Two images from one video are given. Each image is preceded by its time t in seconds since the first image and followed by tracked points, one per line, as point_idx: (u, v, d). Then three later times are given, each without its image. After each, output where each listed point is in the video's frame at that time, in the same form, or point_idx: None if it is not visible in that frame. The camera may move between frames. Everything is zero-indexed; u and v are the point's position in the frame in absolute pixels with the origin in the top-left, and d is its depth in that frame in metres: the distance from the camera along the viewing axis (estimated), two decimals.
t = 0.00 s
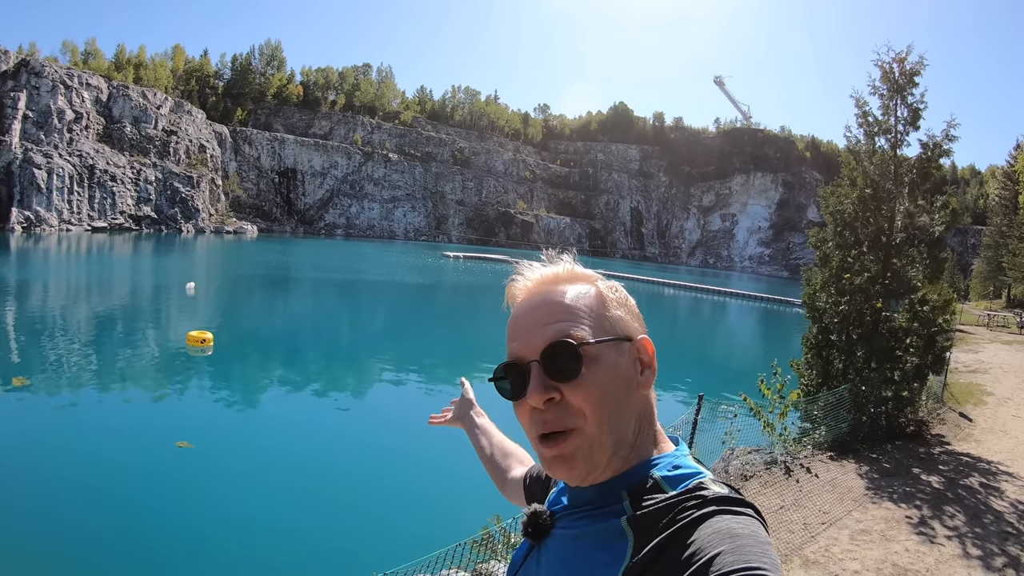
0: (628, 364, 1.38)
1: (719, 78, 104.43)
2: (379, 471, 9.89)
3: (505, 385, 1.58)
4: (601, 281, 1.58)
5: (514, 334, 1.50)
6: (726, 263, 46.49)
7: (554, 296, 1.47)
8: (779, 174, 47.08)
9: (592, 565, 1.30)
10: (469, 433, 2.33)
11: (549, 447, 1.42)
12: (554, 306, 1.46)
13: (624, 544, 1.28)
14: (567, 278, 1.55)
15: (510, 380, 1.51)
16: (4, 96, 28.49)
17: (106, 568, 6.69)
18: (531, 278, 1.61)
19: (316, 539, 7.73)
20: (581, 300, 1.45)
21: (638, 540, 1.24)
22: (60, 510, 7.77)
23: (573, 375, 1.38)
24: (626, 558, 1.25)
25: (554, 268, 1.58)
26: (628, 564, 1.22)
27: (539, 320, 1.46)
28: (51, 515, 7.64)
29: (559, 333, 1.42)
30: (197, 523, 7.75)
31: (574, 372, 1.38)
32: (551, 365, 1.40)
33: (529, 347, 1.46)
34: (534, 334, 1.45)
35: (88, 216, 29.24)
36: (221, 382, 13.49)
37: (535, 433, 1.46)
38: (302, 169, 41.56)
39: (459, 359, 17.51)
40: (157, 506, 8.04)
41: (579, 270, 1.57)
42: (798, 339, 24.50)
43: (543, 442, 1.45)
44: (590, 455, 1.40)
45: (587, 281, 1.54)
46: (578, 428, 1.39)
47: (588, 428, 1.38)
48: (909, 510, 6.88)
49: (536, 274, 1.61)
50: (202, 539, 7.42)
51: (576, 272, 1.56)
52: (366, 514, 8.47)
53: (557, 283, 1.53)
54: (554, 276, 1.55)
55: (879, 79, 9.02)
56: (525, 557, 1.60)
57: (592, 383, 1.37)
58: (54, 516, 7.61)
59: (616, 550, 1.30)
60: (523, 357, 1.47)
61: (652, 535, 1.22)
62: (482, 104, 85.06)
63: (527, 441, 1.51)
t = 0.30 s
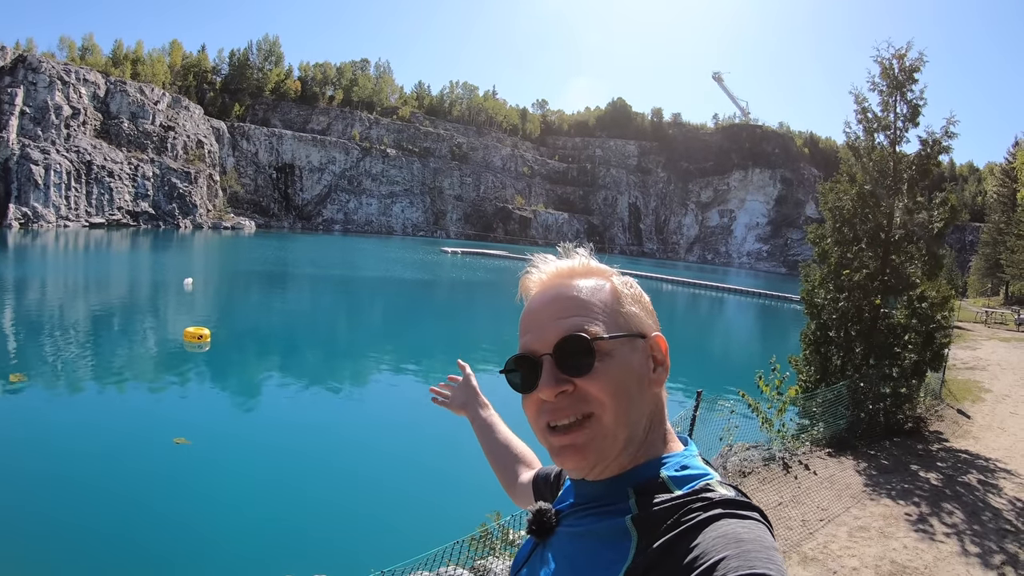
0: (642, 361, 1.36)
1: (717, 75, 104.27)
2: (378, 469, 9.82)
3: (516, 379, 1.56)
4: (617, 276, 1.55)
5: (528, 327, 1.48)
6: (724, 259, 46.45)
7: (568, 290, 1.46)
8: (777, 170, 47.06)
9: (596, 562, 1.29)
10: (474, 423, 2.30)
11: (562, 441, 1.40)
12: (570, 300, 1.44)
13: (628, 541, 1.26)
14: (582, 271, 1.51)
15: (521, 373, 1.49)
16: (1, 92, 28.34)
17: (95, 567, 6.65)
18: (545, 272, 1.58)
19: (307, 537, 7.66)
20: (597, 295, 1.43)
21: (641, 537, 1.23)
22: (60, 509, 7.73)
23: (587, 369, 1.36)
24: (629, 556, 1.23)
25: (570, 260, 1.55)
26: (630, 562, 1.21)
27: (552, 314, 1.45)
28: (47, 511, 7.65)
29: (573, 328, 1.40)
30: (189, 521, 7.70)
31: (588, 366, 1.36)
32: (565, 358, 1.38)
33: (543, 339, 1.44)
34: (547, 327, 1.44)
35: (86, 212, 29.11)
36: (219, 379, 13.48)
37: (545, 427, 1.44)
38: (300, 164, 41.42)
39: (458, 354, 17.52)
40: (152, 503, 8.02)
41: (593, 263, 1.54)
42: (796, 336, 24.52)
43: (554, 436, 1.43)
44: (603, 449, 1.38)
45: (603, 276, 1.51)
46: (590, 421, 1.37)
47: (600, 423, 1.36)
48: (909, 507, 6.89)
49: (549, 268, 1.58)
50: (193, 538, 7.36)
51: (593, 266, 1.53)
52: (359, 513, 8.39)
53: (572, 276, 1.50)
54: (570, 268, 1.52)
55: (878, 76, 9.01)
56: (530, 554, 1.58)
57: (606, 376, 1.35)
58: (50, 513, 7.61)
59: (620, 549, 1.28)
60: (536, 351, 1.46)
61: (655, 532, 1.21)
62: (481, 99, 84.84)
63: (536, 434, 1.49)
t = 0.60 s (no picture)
0: (639, 346, 1.35)
1: (723, 68, 103.60)
2: (382, 467, 9.82)
3: (515, 355, 1.57)
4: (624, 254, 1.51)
5: (530, 307, 1.48)
6: (731, 254, 46.12)
7: (569, 272, 1.44)
8: (784, 164, 46.75)
9: (596, 546, 1.29)
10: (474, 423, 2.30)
11: (558, 421, 1.43)
12: (572, 281, 1.42)
13: (631, 524, 1.27)
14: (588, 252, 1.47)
15: (520, 349, 1.52)
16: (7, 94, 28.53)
17: (92, 564, 6.73)
18: (548, 251, 1.55)
19: (304, 537, 7.64)
20: (596, 277, 1.41)
21: (643, 520, 1.24)
22: (64, 508, 7.80)
23: (580, 352, 1.36)
24: (630, 539, 1.23)
25: (575, 239, 1.51)
26: (633, 545, 1.21)
27: (551, 299, 1.44)
28: (53, 507, 7.81)
29: (568, 311, 1.41)
30: (188, 519, 7.76)
31: (582, 350, 1.37)
32: (561, 342, 1.39)
33: (538, 320, 1.46)
34: (549, 307, 1.44)
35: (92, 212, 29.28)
36: (228, 377, 13.59)
37: (543, 407, 1.46)
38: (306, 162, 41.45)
39: (464, 351, 17.55)
40: (155, 500, 8.13)
41: (599, 242, 1.50)
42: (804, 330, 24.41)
43: (551, 415, 1.46)
44: (598, 432, 1.40)
45: (608, 254, 1.47)
46: (584, 402, 1.40)
47: (594, 405, 1.38)
48: (916, 500, 6.89)
49: (553, 247, 1.54)
50: (191, 536, 7.40)
51: (600, 246, 1.49)
52: (359, 512, 8.36)
53: (577, 257, 1.47)
54: (575, 249, 1.48)
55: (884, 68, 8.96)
56: (531, 537, 1.59)
57: (602, 359, 1.36)
58: (56, 509, 7.77)
59: (622, 530, 1.28)
60: (533, 331, 1.48)
61: (661, 521, 1.21)
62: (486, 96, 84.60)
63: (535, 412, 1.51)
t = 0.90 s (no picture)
0: (572, 356, 1.20)
1: (729, 67, 103.63)
2: (381, 468, 9.86)
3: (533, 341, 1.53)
4: (597, 237, 1.22)
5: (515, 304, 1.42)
6: (737, 253, 46.06)
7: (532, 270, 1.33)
8: (790, 163, 46.62)
9: (579, 535, 1.08)
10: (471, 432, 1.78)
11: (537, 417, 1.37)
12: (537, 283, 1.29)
13: (615, 512, 1.08)
14: (559, 251, 1.27)
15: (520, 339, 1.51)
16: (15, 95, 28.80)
17: (89, 565, 6.80)
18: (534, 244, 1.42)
19: (297, 539, 7.66)
20: (545, 273, 1.26)
21: (629, 509, 1.05)
22: (60, 507, 7.91)
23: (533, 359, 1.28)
24: (611, 531, 1.04)
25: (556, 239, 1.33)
26: (613, 539, 1.02)
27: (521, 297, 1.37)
28: (55, 506, 7.93)
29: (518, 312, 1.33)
30: (186, 519, 7.82)
31: (528, 356, 1.30)
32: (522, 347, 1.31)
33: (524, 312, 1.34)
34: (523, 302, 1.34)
35: (100, 212, 29.53)
36: (233, 377, 13.70)
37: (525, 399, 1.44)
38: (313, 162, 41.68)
39: (469, 351, 17.58)
40: (156, 499, 8.23)
41: (572, 237, 1.28)
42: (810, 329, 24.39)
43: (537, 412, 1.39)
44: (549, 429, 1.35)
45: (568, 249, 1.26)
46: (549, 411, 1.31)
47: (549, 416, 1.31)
48: (921, 498, 6.89)
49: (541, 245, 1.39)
50: (187, 537, 7.46)
51: (576, 236, 1.25)
52: (356, 513, 8.39)
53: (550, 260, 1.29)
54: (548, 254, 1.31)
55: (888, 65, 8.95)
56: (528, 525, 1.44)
57: (553, 369, 1.24)
58: (59, 507, 7.91)
59: (604, 521, 1.08)
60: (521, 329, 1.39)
61: (648, 511, 1.03)
62: (492, 95, 84.75)
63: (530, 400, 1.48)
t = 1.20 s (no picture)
0: (580, 353, 1.27)
1: (733, 67, 103.23)
2: (389, 469, 9.94)
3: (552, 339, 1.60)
4: (594, 234, 1.27)
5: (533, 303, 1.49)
6: (742, 252, 45.90)
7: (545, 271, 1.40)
8: (795, 162, 46.43)
9: (604, 527, 1.13)
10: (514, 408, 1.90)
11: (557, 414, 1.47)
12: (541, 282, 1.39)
13: (638, 506, 1.12)
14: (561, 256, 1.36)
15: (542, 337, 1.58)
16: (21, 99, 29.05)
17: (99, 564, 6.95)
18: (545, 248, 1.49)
19: (303, 537, 7.80)
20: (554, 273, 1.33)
21: (651, 505, 1.09)
22: (67, 508, 8.06)
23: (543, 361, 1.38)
24: (634, 524, 1.09)
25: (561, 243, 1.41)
26: (635, 533, 1.07)
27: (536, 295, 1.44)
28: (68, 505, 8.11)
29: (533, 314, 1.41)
30: (195, 519, 7.97)
31: (537, 358, 1.39)
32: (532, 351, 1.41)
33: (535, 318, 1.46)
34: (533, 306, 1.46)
35: (106, 215, 29.76)
36: (240, 378, 13.88)
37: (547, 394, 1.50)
38: (318, 164, 41.84)
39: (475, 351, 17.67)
40: (166, 499, 8.39)
41: (572, 242, 1.35)
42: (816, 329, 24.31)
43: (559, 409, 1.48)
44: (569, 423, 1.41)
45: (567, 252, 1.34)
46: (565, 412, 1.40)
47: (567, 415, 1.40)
48: (929, 497, 6.94)
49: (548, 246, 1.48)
50: (196, 537, 7.58)
51: (579, 237, 1.31)
52: (363, 514, 8.48)
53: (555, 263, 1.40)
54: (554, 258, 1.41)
55: (893, 65, 9.02)
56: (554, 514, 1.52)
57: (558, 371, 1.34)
58: (72, 507, 8.09)
59: (625, 515, 1.13)
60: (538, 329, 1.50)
61: (671, 507, 1.07)
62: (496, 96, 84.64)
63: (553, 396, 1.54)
